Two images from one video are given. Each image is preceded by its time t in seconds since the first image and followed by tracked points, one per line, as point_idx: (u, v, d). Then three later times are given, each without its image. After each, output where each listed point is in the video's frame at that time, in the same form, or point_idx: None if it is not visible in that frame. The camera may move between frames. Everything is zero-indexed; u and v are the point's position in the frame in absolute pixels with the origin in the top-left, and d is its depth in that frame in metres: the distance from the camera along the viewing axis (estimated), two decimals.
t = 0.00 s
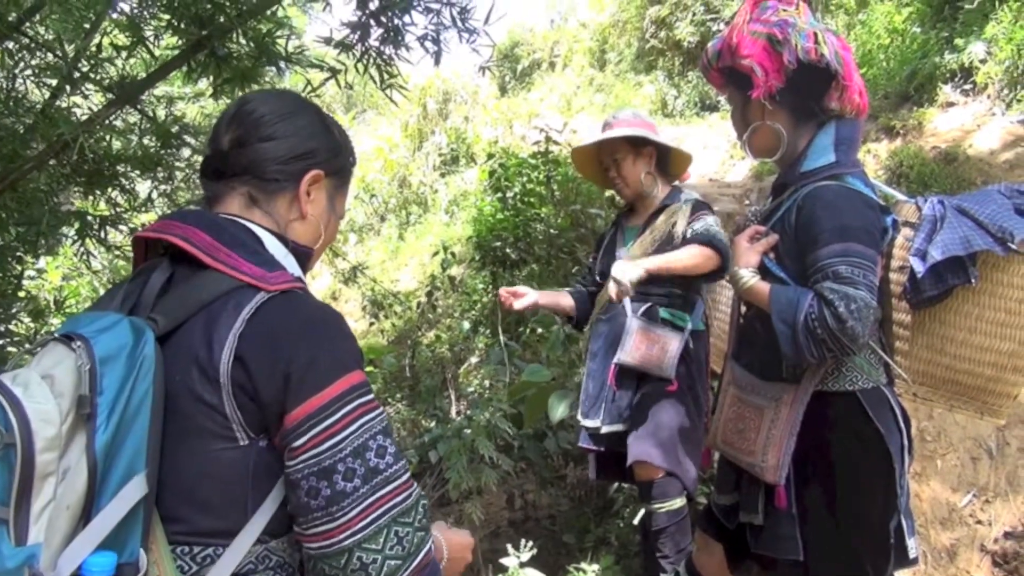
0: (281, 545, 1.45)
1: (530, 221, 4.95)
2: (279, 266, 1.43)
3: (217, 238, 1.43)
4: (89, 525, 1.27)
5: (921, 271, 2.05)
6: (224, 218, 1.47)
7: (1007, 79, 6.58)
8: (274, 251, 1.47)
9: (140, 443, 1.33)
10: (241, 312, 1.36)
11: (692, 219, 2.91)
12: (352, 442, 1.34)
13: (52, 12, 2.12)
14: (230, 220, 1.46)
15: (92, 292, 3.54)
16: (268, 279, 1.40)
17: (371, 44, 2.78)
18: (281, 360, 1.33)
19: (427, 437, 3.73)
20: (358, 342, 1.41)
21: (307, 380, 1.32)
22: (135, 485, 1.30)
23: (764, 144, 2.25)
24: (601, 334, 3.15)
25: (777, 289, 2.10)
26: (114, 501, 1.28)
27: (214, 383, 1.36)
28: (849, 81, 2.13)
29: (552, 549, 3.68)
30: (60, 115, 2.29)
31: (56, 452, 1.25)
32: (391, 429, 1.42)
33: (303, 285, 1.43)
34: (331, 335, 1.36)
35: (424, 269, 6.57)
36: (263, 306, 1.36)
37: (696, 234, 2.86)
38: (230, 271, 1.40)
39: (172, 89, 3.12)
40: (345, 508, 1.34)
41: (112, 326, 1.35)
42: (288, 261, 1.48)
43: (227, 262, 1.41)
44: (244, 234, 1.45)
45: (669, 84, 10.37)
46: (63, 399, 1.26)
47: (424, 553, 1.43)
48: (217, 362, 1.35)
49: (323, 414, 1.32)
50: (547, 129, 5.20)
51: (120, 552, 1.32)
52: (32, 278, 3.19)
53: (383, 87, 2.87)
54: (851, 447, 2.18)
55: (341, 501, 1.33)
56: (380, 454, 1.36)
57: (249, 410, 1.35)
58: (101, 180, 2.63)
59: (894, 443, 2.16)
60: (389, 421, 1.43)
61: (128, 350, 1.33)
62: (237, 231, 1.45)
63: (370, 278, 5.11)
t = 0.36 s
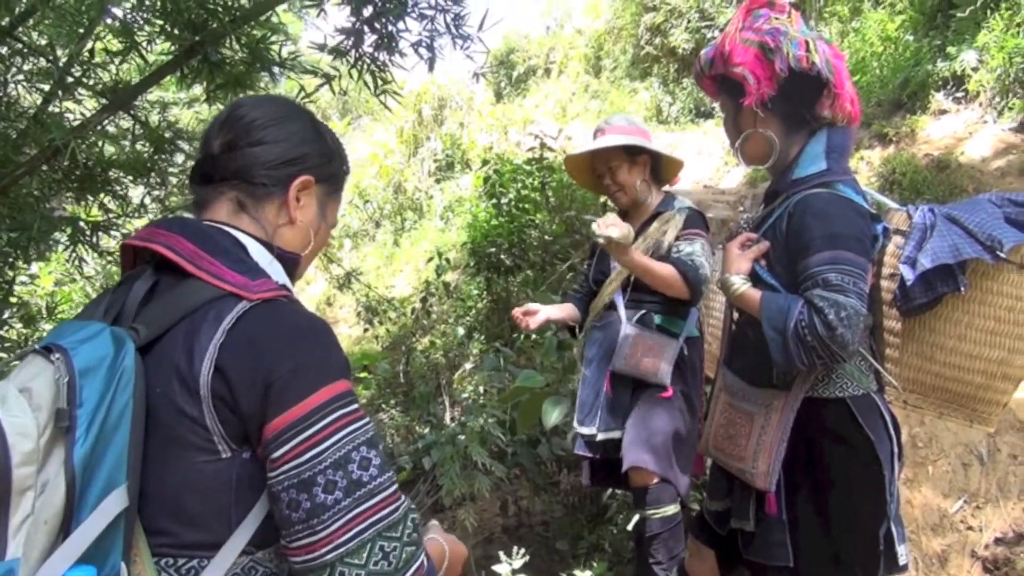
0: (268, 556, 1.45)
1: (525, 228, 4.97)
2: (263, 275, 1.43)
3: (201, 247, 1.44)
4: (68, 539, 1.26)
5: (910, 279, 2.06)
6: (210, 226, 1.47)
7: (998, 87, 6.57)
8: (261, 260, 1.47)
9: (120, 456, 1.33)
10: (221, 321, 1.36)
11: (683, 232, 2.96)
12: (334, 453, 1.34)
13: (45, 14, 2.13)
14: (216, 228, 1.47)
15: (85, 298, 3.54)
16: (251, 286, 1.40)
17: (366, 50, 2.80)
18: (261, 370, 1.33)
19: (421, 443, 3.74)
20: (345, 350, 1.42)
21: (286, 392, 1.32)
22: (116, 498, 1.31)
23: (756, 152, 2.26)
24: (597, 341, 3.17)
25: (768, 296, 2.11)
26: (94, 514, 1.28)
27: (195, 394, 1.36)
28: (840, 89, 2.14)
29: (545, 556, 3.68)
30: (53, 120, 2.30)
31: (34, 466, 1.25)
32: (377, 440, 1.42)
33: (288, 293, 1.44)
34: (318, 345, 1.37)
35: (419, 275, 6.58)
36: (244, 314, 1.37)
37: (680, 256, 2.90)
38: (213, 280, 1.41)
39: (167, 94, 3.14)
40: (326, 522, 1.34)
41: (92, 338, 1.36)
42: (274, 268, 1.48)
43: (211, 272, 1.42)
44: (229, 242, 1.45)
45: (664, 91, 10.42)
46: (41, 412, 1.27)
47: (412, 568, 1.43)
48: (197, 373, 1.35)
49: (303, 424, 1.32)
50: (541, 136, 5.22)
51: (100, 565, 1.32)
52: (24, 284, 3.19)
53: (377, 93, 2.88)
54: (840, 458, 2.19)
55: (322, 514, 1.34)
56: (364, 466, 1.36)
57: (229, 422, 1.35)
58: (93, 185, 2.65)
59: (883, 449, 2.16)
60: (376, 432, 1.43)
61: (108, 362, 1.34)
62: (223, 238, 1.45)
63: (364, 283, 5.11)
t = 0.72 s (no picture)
0: (260, 565, 1.45)
1: (516, 233, 5.05)
2: (255, 284, 1.44)
3: (193, 256, 1.44)
4: (61, 549, 1.27)
5: (898, 287, 2.07)
6: (200, 236, 1.47)
7: (986, 94, 6.84)
8: (254, 270, 1.47)
9: (113, 466, 1.33)
10: (214, 331, 1.37)
11: (676, 235, 2.93)
12: (325, 462, 1.34)
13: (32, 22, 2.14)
14: (207, 237, 1.46)
15: (74, 303, 3.53)
16: (242, 296, 1.41)
17: (357, 57, 2.80)
18: (254, 380, 1.34)
19: (412, 449, 3.74)
20: (336, 358, 1.42)
21: (278, 402, 1.33)
22: (109, 508, 1.31)
23: (744, 160, 2.27)
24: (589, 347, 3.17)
25: (756, 303, 2.12)
26: (87, 525, 1.29)
27: (187, 405, 1.36)
28: (828, 98, 2.15)
29: (536, 562, 3.66)
30: (43, 126, 2.29)
31: (27, 477, 1.25)
32: (369, 449, 1.42)
33: (280, 303, 1.44)
34: (309, 354, 1.37)
35: (410, 280, 6.60)
36: (237, 323, 1.37)
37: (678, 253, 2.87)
38: (206, 290, 1.41)
39: (157, 99, 3.13)
40: (317, 531, 1.34)
41: (85, 348, 1.36)
42: (266, 277, 1.49)
43: (204, 282, 1.42)
44: (221, 251, 1.45)
45: (655, 97, 10.54)
46: (34, 423, 1.27)
47: None
48: (190, 384, 1.36)
49: (294, 433, 1.33)
50: (532, 142, 5.26)
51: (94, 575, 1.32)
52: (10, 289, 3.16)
53: (368, 99, 2.90)
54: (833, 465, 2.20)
55: (313, 523, 1.34)
56: (355, 476, 1.37)
57: (222, 432, 1.36)
58: (83, 191, 2.64)
59: (871, 455, 2.17)
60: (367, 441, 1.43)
61: (101, 373, 1.33)
62: (214, 247, 1.45)
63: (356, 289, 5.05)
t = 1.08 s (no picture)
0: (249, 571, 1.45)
1: (508, 239, 5.05)
2: (244, 293, 1.44)
3: (183, 266, 1.45)
4: (51, 556, 1.27)
5: (883, 293, 2.10)
6: (190, 245, 1.47)
7: (974, 101, 7.41)
8: (245, 280, 1.48)
9: (103, 473, 1.34)
10: (204, 340, 1.37)
11: (669, 241, 2.95)
12: (312, 469, 1.35)
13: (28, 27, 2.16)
14: (196, 246, 1.47)
15: (64, 309, 3.53)
16: (231, 305, 1.41)
17: (348, 63, 2.81)
18: (244, 389, 1.34)
19: (404, 455, 3.74)
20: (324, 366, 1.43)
21: (267, 410, 1.34)
22: (99, 515, 1.32)
23: (732, 168, 2.28)
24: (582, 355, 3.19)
25: (745, 310, 2.13)
26: (77, 531, 1.29)
27: (177, 413, 1.37)
28: (815, 107, 2.17)
29: (527, 569, 3.70)
30: (32, 131, 2.30)
31: (17, 485, 1.25)
32: (357, 456, 1.43)
33: (269, 311, 1.44)
34: (298, 363, 1.38)
35: (402, 286, 6.62)
36: (226, 331, 1.38)
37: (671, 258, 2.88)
38: (195, 298, 1.41)
39: (150, 106, 3.15)
40: (304, 537, 1.35)
41: (75, 357, 1.37)
42: (255, 286, 1.49)
43: (194, 291, 1.42)
44: (211, 261, 1.46)
45: (647, 103, 10.79)
46: (24, 431, 1.27)
47: None
48: (179, 393, 1.36)
49: (281, 440, 1.34)
50: (525, 148, 5.34)
51: None
52: None
53: (360, 106, 2.91)
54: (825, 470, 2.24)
55: (299, 529, 1.35)
56: (342, 482, 1.37)
57: (212, 440, 1.36)
58: (74, 200, 2.63)
59: (857, 461, 2.18)
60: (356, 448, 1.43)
61: (92, 381, 1.34)
62: (203, 257, 1.46)
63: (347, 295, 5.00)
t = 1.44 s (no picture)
0: None
1: (499, 245, 5.05)
2: (233, 301, 1.44)
3: (171, 274, 1.45)
4: (39, 561, 1.27)
5: (871, 300, 2.11)
6: (177, 254, 1.47)
7: (961, 107, 7.54)
8: (233, 289, 1.48)
9: (91, 479, 1.34)
10: (191, 348, 1.37)
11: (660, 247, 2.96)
12: (297, 475, 1.35)
13: (13, 31, 2.17)
14: (183, 255, 1.47)
15: (53, 316, 3.52)
16: (220, 313, 1.41)
17: (338, 71, 2.82)
18: (229, 394, 1.34)
19: (395, 461, 3.74)
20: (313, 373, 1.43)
21: (252, 414, 1.34)
22: (87, 520, 1.32)
23: (720, 177, 2.30)
24: (574, 362, 3.19)
25: (734, 316, 2.15)
26: (65, 537, 1.29)
27: (164, 420, 1.37)
28: (803, 115, 2.19)
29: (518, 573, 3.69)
30: (23, 139, 2.29)
31: (5, 490, 1.25)
32: (342, 462, 1.43)
33: (257, 319, 1.44)
34: (286, 369, 1.38)
35: (394, 292, 6.62)
36: (213, 340, 1.38)
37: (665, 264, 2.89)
38: (183, 306, 1.41)
39: (140, 112, 3.14)
40: (287, 542, 1.35)
41: (63, 364, 1.36)
42: (244, 295, 1.50)
43: (182, 300, 1.42)
44: (199, 270, 1.46)
45: (637, 109, 10.94)
46: (12, 436, 1.26)
47: None
48: (166, 400, 1.36)
49: (267, 445, 1.34)
50: (516, 155, 5.38)
51: None
52: None
53: (351, 112, 2.91)
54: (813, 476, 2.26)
55: (283, 535, 1.34)
56: (326, 488, 1.37)
57: (198, 446, 1.37)
58: (63, 206, 2.63)
59: (846, 467, 2.19)
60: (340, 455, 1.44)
61: (81, 388, 1.34)
62: (192, 266, 1.46)
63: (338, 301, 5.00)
